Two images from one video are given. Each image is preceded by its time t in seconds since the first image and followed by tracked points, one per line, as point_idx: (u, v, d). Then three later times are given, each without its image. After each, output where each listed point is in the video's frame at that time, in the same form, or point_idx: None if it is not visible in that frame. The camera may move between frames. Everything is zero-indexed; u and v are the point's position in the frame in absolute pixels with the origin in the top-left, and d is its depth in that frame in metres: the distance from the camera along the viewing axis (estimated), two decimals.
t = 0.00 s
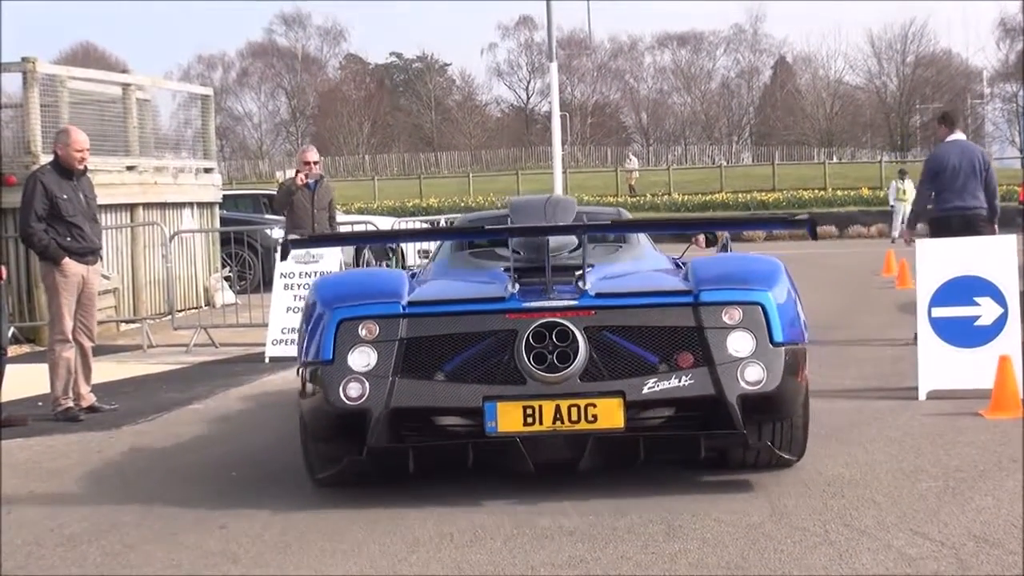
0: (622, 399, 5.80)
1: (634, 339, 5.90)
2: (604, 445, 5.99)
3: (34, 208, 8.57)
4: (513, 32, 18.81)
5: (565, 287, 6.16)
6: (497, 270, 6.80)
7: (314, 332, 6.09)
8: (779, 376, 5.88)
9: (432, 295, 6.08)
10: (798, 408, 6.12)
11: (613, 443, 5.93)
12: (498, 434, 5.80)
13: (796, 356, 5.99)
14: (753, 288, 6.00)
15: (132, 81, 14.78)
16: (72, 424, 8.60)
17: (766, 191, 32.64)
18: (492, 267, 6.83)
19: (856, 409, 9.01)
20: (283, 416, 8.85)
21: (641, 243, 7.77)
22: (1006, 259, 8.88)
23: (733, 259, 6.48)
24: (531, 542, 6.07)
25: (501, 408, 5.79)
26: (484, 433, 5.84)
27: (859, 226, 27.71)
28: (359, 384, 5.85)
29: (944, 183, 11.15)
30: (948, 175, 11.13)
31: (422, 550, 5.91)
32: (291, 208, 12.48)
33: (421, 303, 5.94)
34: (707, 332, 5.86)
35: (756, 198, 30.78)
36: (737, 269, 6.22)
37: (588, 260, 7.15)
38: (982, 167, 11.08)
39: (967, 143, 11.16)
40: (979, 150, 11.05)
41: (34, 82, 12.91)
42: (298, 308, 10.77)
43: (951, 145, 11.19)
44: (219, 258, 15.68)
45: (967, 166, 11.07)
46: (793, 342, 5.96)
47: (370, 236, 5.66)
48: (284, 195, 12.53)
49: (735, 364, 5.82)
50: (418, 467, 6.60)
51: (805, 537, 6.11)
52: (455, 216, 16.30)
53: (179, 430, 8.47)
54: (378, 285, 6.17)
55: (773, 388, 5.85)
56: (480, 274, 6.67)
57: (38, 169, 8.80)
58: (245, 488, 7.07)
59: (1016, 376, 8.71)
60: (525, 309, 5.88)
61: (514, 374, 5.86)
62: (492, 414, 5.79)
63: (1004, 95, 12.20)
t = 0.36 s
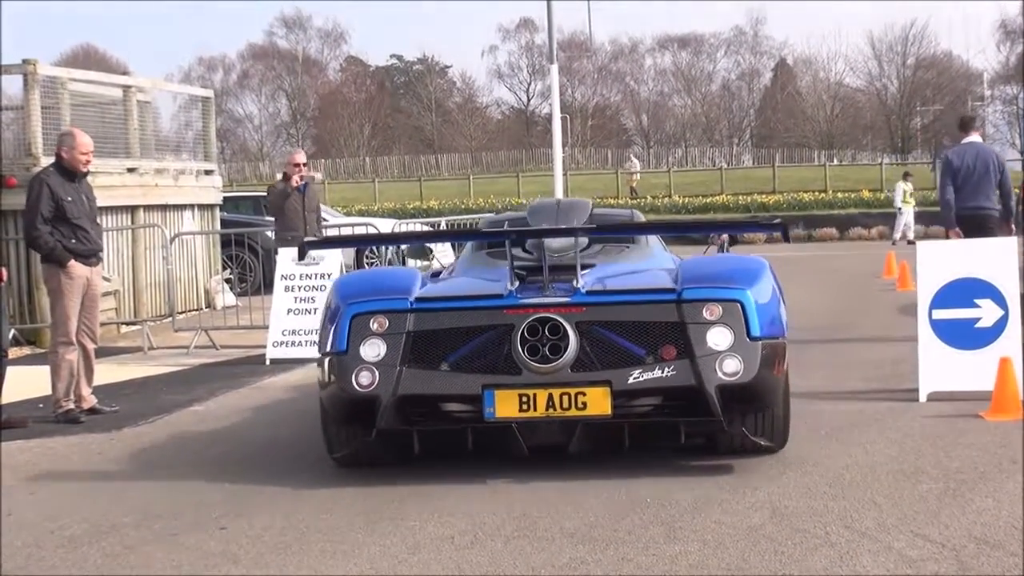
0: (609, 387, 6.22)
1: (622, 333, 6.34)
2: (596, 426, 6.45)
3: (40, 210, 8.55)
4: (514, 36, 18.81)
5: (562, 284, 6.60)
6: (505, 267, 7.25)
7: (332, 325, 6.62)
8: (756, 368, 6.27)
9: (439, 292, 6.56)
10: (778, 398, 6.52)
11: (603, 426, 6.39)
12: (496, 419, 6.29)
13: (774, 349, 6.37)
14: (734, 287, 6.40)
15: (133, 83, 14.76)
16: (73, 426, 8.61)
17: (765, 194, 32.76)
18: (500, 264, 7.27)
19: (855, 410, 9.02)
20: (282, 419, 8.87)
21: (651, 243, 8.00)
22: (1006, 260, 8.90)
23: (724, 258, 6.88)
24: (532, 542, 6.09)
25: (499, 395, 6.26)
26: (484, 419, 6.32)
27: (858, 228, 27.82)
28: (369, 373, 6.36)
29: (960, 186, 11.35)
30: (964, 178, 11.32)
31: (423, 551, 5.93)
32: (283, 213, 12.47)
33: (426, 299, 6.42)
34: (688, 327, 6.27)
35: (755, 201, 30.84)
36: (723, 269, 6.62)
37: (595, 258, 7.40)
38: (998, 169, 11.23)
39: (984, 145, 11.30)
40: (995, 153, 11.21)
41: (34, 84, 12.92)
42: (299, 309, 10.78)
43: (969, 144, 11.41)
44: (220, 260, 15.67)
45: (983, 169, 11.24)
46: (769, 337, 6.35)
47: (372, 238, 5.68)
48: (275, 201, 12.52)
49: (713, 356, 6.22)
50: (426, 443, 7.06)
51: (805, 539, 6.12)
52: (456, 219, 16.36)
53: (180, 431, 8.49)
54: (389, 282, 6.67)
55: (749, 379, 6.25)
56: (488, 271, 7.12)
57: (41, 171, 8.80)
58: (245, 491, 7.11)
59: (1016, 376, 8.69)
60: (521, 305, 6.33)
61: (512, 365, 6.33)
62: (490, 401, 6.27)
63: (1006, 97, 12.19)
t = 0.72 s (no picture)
0: (606, 374, 6.75)
1: (620, 324, 6.85)
2: (598, 409, 6.97)
3: (40, 212, 8.46)
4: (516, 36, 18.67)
5: (569, 280, 7.15)
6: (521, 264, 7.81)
7: (358, 316, 7.24)
8: (742, 358, 6.78)
9: (457, 286, 7.15)
10: (766, 387, 7.02)
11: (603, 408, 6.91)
12: (503, 402, 6.84)
13: (759, 342, 6.87)
14: (724, 284, 6.91)
15: (129, 84, 14.63)
16: (68, 429, 8.53)
17: (767, 195, 32.69)
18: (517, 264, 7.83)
19: (859, 414, 8.92)
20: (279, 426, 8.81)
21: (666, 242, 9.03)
22: (1012, 264, 8.79)
23: (720, 259, 7.38)
24: (531, 546, 6.01)
25: (506, 380, 6.82)
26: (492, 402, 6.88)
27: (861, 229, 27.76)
28: (389, 359, 6.97)
29: (958, 190, 11.31)
30: (961, 183, 11.30)
31: (421, 555, 5.85)
32: (269, 216, 12.07)
33: (442, 292, 7.01)
34: (679, 320, 6.78)
35: (758, 202, 30.67)
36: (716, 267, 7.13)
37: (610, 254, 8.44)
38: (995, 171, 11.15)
39: (981, 150, 11.31)
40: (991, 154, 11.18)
41: (29, 84, 12.82)
42: (297, 311, 10.79)
43: (969, 152, 11.42)
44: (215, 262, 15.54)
45: (979, 171, 11.18)
46: (756, 330, 6.86)
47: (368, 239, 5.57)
48: (261, 207, 12.21)
49: (702, 347, 6.73)
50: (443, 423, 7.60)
51: (808, 543, 6.04)
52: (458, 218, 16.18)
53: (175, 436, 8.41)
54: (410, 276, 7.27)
55: (736, 369, 6.75)
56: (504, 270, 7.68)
57: (38, 172, 8.72)
58: (239, 502, 7.07)
59: (1018, 381, 8.58)
60: (528, 299, 6.88)
61: (518, 352, 6.88)
62: (498, 386, 6.83)
63: (1012, 97, 12.07)
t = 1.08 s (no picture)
0: (614, 363, 7.27)
1: (630, 315, 7.38)
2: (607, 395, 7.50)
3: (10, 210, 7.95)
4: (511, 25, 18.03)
5: (582, 274, 7.71)
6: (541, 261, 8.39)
7: (385, 307, 7.83)
8: (743, 348, 7.25)
9: (478, 280, 7.74)
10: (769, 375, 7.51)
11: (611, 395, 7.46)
12: (518, 388, 7.39)
13: (760, 333, 7.36)
14: (727, 278, 7.42)
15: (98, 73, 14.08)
16: (33, 441, 8.05)
17: (777, 191, 32.07)
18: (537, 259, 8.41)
19: (876, 422, 8.43)
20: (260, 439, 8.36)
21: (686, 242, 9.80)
22: None
23: (729, 257, 7.88)
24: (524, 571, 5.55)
25: (520, 368, 7.36)
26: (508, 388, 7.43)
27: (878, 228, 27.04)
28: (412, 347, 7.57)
29: (983, 181, 10.83)
30: (987, 173, 10.82)
31: None
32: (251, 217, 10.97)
33: (463, 285, 7.60)
34: (685, 311, 7.29)
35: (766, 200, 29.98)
36: (722, 264, 7.64)
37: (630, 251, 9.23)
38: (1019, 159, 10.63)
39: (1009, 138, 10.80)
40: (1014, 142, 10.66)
41: None
42: (278, 315, 10.37)
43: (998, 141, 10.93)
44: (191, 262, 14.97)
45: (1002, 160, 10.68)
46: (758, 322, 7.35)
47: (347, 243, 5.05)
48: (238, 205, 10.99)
49: (706, 337, 7.22)
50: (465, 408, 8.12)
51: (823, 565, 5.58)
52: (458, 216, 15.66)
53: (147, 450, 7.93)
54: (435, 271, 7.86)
55: (738, 357, 7.23)
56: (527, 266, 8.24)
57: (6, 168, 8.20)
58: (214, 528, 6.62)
59: None
60: (542, 291, 7.45)
61: (533, 341, 7.45)
62: (513, 372, 7.38)
63: None
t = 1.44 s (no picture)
0: (635, 351, 7.38)
1: (651, 305, 7.46)
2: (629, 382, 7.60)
3: None
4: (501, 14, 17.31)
5: (605, 264, 7.78)
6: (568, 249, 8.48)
7: (414, 295, 7.95)
8: (761, 337, 7.35)
9: (504, 269, 7.81)
10: (787, 364, 7.60)
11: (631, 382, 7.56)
12: (541, 375, 7.50)
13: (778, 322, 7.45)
14: (745, 269, 7.48)
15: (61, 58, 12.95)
16: None
17: (786, 186, 31.42)
18: (562, 249, 8.48)
19: (893, 432, 7.87)
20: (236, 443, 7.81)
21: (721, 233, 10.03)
22: None
23: (749, 247, 7.96)
24: None
25: (544, 356, 7.47)
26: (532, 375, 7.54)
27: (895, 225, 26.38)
28: (440, 335, 7.68)
29: None
30: None
31: None
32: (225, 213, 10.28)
33: (490, 275, 7.69)
34: (704, 301, 7.36)
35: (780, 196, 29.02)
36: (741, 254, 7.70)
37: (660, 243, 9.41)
38: None
39: None
40: None
41: None
42: (253, 318, 9.84)
43: None
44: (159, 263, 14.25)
45: None
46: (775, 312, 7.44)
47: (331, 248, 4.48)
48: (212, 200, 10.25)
49: (724, 327, 7.31)
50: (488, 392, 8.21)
51: None
52: (448, 215, 15.08)
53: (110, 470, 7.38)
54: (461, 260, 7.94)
55: (756, 347, 7.33)
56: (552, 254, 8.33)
57: None
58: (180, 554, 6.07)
59: None
60: (567, 281, 7.52)
61: (557, 330, 7.54)
62: (538, 360, 7.49)
63: None
